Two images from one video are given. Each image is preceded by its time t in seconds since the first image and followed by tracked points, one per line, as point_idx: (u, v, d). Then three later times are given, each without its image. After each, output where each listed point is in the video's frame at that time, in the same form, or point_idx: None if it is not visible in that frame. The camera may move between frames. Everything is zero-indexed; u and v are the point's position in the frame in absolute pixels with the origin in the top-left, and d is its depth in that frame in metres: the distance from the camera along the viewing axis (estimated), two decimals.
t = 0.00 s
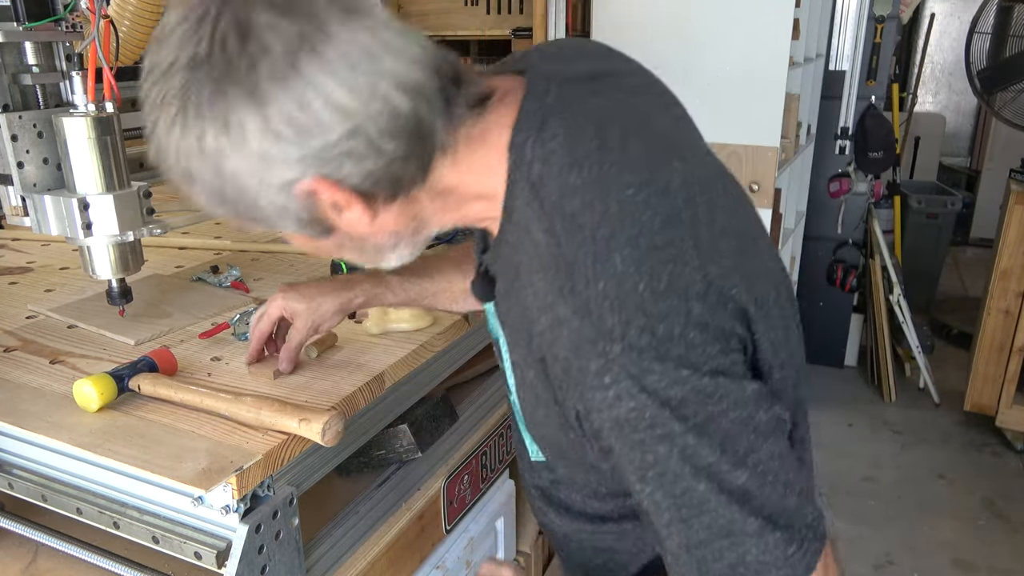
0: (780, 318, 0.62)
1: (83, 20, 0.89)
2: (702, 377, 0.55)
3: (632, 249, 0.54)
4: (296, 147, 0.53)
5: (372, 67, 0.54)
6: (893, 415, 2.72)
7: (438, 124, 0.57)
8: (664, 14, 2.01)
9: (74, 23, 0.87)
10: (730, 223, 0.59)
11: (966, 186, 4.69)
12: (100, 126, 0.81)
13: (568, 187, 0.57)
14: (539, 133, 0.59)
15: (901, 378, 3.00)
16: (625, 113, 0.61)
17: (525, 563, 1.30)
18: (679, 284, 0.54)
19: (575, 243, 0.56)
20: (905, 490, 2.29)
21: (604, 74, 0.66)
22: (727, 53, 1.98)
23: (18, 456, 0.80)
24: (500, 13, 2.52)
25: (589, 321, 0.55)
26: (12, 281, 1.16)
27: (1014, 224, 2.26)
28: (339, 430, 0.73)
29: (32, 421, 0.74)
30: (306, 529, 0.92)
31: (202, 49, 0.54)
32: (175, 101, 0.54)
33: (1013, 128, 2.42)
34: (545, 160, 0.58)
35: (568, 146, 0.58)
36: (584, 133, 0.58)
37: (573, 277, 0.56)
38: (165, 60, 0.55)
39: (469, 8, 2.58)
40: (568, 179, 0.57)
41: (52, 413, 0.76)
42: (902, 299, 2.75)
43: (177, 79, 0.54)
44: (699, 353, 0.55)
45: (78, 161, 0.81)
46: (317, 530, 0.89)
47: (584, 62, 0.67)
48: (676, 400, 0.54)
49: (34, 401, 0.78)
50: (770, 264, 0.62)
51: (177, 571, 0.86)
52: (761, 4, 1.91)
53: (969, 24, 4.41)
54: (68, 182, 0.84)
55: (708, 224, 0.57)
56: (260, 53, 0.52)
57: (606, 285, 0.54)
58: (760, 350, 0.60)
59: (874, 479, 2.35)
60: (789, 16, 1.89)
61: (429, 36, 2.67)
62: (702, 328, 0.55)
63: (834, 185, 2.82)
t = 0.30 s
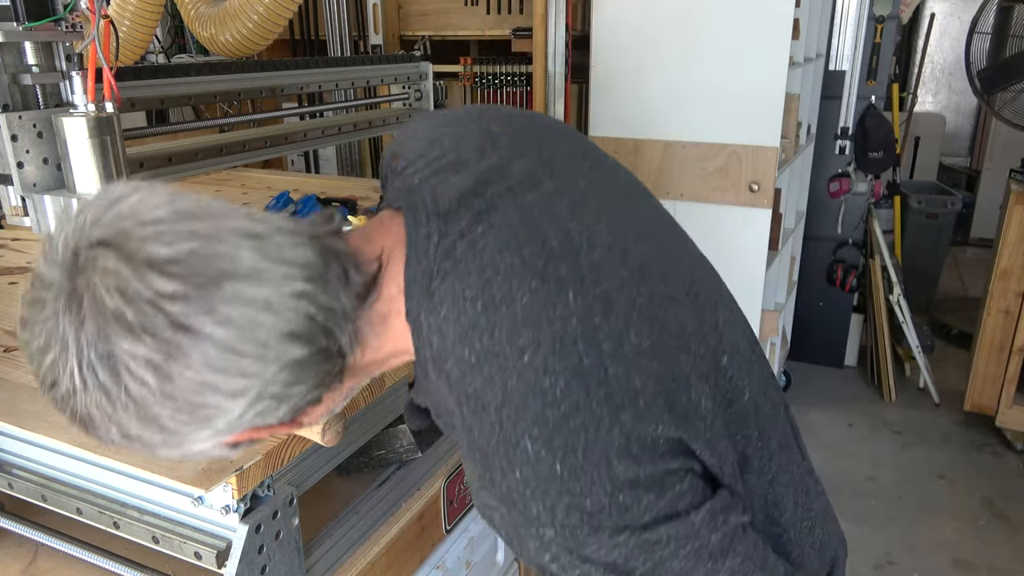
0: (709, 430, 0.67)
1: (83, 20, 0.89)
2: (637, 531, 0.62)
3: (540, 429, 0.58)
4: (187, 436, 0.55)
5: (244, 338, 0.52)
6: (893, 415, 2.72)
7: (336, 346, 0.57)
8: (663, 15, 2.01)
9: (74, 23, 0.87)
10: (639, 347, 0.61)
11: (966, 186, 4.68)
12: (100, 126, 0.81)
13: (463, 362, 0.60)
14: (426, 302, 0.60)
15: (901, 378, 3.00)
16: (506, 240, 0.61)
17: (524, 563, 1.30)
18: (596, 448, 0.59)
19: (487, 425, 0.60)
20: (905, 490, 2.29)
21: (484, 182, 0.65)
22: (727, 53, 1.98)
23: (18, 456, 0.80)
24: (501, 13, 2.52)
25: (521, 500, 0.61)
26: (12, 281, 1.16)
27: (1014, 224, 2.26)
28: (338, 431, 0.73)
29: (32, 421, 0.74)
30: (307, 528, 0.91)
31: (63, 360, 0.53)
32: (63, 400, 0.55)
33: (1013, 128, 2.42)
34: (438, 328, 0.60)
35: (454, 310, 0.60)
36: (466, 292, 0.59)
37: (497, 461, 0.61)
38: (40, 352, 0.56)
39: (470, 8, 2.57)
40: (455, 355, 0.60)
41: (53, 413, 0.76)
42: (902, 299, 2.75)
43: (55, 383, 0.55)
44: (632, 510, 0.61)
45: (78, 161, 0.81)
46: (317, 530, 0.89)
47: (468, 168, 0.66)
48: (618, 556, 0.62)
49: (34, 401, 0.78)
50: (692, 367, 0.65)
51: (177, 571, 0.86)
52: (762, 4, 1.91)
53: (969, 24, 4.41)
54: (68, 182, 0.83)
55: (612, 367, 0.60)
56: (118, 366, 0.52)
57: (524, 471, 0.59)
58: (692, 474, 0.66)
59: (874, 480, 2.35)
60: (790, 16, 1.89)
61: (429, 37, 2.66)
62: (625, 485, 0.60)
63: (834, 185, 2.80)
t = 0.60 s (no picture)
0: (769, 447, 0.70)
1: (83, 20, 0.89)
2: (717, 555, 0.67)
3: (631, 469, 0.63)
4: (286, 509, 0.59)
5: (336, 419, 0.57)
6: (893, 415, 2.72)
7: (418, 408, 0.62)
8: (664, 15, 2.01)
9: (74, 23, 0.87)
10: (708, 380, 0.66)
11: (966, 186, 4.68)
12: (100, 126, 0.81)
13: (548, 409, 0.63)
14: (497, 349, 0.64)
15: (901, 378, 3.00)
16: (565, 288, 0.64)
17: (524, 563, 1.30)
18: (683, 478, 0.65)
19: (576, 467, 0.64)
20: (906, 490, 2.29)
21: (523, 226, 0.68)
22: (728, 53, 1.98)
23: (18, 456, 0.80)
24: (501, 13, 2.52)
25: (617, 538, 0.65)
26: (12, 281, 1.16)
27: (1014, 224, 2.26)
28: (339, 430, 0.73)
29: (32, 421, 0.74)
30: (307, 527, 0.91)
31: (166, 452, 0.57)
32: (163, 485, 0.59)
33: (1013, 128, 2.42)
34: (513, 375, 0.63)
35: (530, 359, 0.63)
36: (541, 346, 0.63)
37: (584, 499, 0.65)
38: (132, 447, 0.58)
39: (470, 8, 2.57)
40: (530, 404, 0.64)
41: (52, 414, 0.76)
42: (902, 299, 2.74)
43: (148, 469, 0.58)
44: (714, 540, 0.66)
45: (77, 162, 0.81)
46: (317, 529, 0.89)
47: (514, 209, 0.69)
48: None
49: (34, 401, 0.79)
50: (752, 394, 0.68)
51: (177, 571, 0.86)
52: (762, 4, 1.91)
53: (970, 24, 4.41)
54: (68, 182, 0.83)
55: (688, 402, 0.65)
56: (230, 462, 0.55)
57: (618, 506, 0.64)
58: (761, 492, 0.70)
59: (874, 480, 2.35)
60: (790, 17, 1.89)
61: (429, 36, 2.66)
62: (709, 515, 0.66)
63: (834, 185, 2.80)
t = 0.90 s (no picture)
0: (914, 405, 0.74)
1: (83, 20, 0.89)
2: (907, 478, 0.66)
3: (843, 405, 0.64)
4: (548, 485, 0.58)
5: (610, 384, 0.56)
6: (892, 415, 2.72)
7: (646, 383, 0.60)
8: (663, 16, 2.01)
9: (74, 23, 0.87)
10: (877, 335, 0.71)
11: (966, 186, 4.68)
12: (100, 126, 0.81)
13: (761, 363, 0.65)
14: (703, 315, 0.65)
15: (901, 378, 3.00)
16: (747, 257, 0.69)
17: (524, 563, 1.29)
18: (870, 418, 0.65)
19: (790, 413, 0.64)
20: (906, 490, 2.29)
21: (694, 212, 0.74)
22: (727, 54, 1.98)
23: (19, 456, 0.80)
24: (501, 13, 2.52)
25: (832, 474, 0.64)
26: (12, 281, 1.16)
27: (1014, 224, 2.26)
28: (338, 431, 0.73)
29: (33, 421, 0.74)
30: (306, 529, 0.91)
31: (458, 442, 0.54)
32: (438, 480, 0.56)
33: (1013, 128, 2.42)
34: (721, 336, 0.65)
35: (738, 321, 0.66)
36: (747, 305, 0.66)
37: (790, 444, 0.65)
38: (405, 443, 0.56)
39: (470, 8, 2.57)
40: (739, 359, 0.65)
41: (52, 413, 0.76)
42: (902, 299, 2.72)
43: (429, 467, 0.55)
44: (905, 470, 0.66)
45: (77, 162, 0.81)
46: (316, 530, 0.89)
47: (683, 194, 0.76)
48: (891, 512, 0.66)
49: (34, 401, 0.78)
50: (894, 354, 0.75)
51: (177, 571, 0.86)
52: (762, 4, 1.91)
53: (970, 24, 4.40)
54: (68, 182, 0.83)
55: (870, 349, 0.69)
56: (527, 441, 0.54)
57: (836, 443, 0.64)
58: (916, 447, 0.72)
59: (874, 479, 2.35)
60: (790, 17, 1.89)
61: (429, 37, 2.66)
62: (898, 448, 0.66)
63: (834, 185, 2.81)
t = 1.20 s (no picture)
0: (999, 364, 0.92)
1: (82, 20, 0.89)
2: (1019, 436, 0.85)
3: (983, 374, 0.82)
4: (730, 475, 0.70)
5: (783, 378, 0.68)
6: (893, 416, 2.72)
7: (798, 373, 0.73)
8: (664, 17, 2.01)
9: (73, 23, 0.87)
10: (981, 308, 0.88)
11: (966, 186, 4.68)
12: (100, 127, 0.81)
13: (906, 342, 0.83)
14: (848, 303, 0.83)
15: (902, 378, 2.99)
16: (869, 247, 0.85)
17: (524, 564, 1.29)
18: (1000, 380, 0.84)
19: (936, 385, 0.83)
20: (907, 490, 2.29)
21: (816, 209, 0.89)
22: (728, 54, 1.98)
23: (19, 456, 0.80)
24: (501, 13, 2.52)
25: (975, 435, 0.83)
26: (11, 281, 1.16)
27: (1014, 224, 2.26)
28: (338, 431, 0.73)
29: (33, 421, 0.74)
30: (308, 528, 0.91)
31: (668, 441, 0.65)
32: (642, 473, 0.67)
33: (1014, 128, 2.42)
34: (865, 322, 0.83)
35: (880, 308, 0.83)
36: (884, 290, 0.83)
37: (937, 413, 0.84)
38: (615, 444, 0.66)
39: (470, 8, 2.57)
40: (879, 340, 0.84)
41: (53, 413, 0.76)
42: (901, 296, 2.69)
43: (631, 464, 0.66)
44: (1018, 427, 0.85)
45: (77, 162, 0.81)
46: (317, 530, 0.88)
47: (800, 202, 0.90)
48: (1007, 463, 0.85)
49: (34, 401, 0.78)
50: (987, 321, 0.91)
51: (177, 570, 0.86)
52: (762, 4, 1.91)
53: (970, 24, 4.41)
54: (67, 182, 0.83)
55: (983, 322, 0.86)
56: (731, 434, 0.66)
57: (979, 406, 0.82)
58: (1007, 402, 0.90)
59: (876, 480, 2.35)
60: (790, 18, 1.89)
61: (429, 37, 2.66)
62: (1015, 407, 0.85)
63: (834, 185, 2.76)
